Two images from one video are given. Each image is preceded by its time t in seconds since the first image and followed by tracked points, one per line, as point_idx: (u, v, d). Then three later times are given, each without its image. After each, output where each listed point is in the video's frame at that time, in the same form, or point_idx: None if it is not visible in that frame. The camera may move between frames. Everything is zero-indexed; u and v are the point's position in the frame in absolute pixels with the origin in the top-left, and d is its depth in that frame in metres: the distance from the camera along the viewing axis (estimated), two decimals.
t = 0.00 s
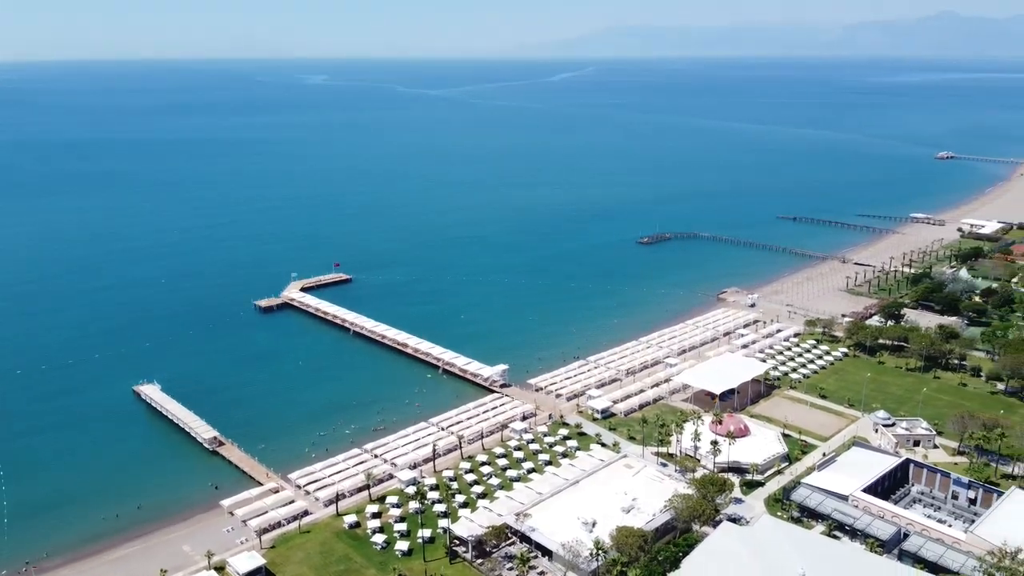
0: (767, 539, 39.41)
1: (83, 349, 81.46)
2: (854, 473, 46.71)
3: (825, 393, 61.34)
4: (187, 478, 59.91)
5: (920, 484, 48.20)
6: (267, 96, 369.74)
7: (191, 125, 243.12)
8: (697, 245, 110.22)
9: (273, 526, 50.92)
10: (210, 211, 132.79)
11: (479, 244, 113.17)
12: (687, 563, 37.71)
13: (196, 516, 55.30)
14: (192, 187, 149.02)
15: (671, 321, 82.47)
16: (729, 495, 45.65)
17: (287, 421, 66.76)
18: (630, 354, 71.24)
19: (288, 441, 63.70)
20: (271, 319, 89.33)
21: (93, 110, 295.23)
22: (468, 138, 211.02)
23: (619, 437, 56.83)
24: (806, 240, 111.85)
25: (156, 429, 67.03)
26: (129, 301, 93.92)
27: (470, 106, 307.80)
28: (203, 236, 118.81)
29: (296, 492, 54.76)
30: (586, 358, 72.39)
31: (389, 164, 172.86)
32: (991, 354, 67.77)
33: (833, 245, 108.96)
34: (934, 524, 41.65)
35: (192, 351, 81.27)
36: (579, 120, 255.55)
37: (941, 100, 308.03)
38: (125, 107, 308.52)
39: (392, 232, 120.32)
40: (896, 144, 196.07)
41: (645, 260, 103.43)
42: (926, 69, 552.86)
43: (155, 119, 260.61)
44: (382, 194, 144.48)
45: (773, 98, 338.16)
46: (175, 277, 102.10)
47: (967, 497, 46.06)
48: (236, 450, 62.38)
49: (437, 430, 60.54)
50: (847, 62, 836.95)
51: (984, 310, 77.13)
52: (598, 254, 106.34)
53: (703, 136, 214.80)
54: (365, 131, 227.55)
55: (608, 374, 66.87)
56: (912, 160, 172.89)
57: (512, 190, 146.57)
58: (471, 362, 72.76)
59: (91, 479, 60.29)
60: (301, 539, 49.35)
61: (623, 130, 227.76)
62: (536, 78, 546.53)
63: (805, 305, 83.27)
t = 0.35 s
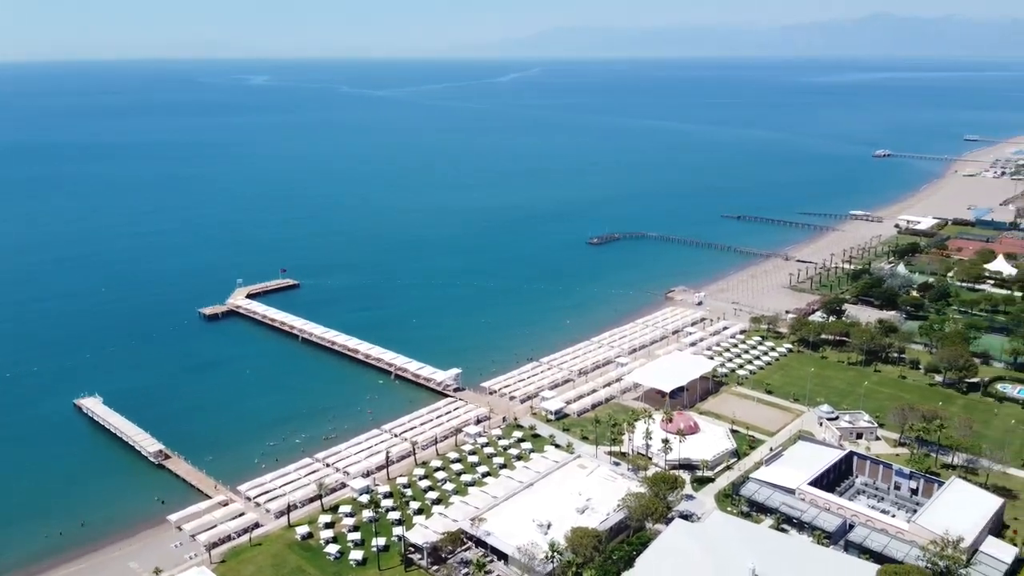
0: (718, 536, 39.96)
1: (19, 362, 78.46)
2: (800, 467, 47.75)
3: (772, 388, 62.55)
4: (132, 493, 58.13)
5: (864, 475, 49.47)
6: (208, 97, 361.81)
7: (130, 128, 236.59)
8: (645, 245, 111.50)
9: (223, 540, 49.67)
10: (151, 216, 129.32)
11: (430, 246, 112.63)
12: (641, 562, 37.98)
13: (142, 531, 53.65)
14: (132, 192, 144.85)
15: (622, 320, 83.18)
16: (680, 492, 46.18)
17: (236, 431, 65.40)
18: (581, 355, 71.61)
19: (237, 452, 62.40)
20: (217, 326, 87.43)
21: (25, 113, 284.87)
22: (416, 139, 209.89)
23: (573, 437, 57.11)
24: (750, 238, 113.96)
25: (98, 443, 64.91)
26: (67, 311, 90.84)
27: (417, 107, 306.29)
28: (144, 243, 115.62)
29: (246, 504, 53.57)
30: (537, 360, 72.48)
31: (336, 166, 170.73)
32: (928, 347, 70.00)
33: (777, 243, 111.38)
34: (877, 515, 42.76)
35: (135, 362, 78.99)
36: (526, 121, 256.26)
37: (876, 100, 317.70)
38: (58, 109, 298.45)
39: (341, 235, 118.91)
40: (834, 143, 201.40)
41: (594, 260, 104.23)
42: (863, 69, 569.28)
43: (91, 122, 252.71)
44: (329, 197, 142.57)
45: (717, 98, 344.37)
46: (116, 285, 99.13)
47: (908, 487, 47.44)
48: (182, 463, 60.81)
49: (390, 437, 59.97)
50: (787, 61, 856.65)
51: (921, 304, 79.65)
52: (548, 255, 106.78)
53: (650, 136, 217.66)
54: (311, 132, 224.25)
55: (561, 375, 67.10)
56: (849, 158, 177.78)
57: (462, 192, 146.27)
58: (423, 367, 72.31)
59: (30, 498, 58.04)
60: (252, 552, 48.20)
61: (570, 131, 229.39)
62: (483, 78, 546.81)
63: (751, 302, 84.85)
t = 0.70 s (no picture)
0: (666, 533, 40.32)
1: None
2: (744, 461, 48.62)
3: (715, 385, 63.59)
4: (70, 511, 56.03)
5: (805, 468, 50.61)
6: (141, 99, 351.67)
7: (59, 131, 228.59)
8: (591, 245, 112.34)
9: (166, 558, 48.16)
10: (83, 223, 125.01)
11: (374, 250, 111.52)
12: (591, 563, 38.09)
13: (80, 550, 51.69)
14: (63, 197, 139.72)
15: (569, 321, 83.59)
16: (629, 491, 46.55)
17: (178, 445, 63.67)
18: (529, 356, 71.71)
19: (179, 466, 60.73)
20: (156, 336, 85.03)
21: None
22: (358, 141, 207.63)
23: (522, 439, 57.16)
24: (692, 237, 115.74)
25: (32, 461, 62.42)
26: None
27: (359, 108, 303.03)
28: (77, 251, 111.71)
29: (190, 519, 52.08)
30: (485, 363, 72.31)
31: (277, 169, 167.67)
32: (863, 340, 72.04)
33: (718, 241, 113.41)
34: (819, 506, 43.76)
35: (70, 376, 76.26)
36: (470, 121, 255.81)
37: (810, 99, 326.68)
38: None
39: (283, 240, 116.85)
40: (771, 142, 206.26)
41: (540, 261, 104.58)
42: (797, 70, 584.65)
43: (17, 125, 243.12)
44: (270, 201, 139.89)
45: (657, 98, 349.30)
46: (48, 296, 95.52)
47: (848, 478, 48.70)
48: (122, 479, 58.94)
49: (338, 446, 59.07)
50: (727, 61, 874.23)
51: (856, 299, 81.95)
52: (493, 257, 106.71)
53: (592, 136, 219.58)
54: (250, 135, 219.66)
55: (510, 378, 67.08)
56: (786, 157, 182.22)
57: (406, 194, 145.28)
58: (370, 373, 71.50)
59: None
60: (198, 568, 46.85)
61: (513, 131, 229.98)
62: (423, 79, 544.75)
63: (694, 300, 86.15)
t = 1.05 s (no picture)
0: (616, 533, 40.56)
1: None
2: (690, 457, 49.27)
3: (661, 382, 64.33)
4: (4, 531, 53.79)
5: (749, 462, 51.51)
6: (71, 101, 339.90)
7: None
8: (536, 246, 112.70)
9: None
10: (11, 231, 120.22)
11: (318, 254, 109.96)
12: (543, 566, 38.09)
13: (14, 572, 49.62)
14: None
15: (516, 323, 83.68)
16: (578, 491, 46.74)
17: (117, 460, 61.75)
18: (477, 360, 71.52)
19: (119, 482, 58.89)
20: (92, 348, 82.31)
21: None
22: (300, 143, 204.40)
23: (472, 443, 56.99)
24: (636, 236, 116.95)
25: None
26: None
27: (300, 109, 298.40)
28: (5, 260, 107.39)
29: (132, 536, 50.47)
30: (434, 368, 71.83)
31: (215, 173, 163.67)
32: (802, 335, 73.75)
33: (660, 240, 114.89)
34: (763, 500, 44.59)
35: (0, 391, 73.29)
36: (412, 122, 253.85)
37: (747, 99, 333.63)
38: None
39: (225, 246, 114.34)
40: (711, 142, 209.90)
41: (487, 263, 104.46)
42: (734, 70, 596.44)
43: None
44: (209, 206, 136.43)
45: (600, 98, 352.41)
46: None
47: (790, 471, 49.72)
48: (60, 497, 56.90)
49: (283, 456, 57.96)
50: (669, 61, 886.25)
51: (794, 295, 83.83)
52: (439, 260, 106.21)
53: (536, 137, 220.37)
54: (187, 137, 214.03)
55: (459, 382, 66.79)
56: (725, 156, 185.56)
57: (349, 197, 143.57)
58: (316, 381, 70.44)
59: None
60: None
61: (457, 132, 229.40)
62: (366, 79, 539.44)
63: (639, 299, 87.04)
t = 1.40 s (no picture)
0: (570, 534, 40.61)
1: None
2: (643, 455, 49.67)
3: (612, 381, 64.79)
4: None
5: (699, 458, 52.13)
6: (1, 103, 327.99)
7: None
8: (487, 248, 112.61)
9: None
10: None
11: (265, 259, 108.14)
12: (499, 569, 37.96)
13: None
14: None
15: (468, 326, 83.49)
16: (533, 493, 46.73)
17: (58, 476, 59.80)
18: (429, 364, 71.08)
19: (62, 498, 57.00)
20: (29, 360, 79.56)
21: None
22: (244, 145, 200.71)
23: (425, 449, 56.65)
24: (585, 237, 117.67)
25: None
26: None
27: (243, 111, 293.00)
28: None
29: (76, 554, 48.80)
30: (385, 373, 71.17)
31: (158, 177, 159.68)
32: (748, 332, 75.03)
33: (609, 240, 115.85)
34: (714, 496, 45.17)
35: None
36: (360, 123, 251.23)
37: (692, 99, 338.44)
38: None
39: (168, 252, 111.63)
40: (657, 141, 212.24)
41: (437, 266, 104.00)
42: (678, 70, 605.12)
43: None
44: (151, 211, 133.06)
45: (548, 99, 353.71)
46: None
47: (738, 466, 50.46)
48: None
49: (233, 468, 56.76)
50: (617, 61, 894.82)
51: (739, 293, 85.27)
52: (389, 263, 105.38)
53: (484, 137, 220.15)
54: (127, 141, 208.46)
55: (412, 387, 66.28)
56: (670, 156, 187.98)
57: (296, 200, 141.47)
58: (265, 390, 69.23)
59: None
60: None
61: (405, 133, 227.93)
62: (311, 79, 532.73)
63: (589, 299, 87.53)
